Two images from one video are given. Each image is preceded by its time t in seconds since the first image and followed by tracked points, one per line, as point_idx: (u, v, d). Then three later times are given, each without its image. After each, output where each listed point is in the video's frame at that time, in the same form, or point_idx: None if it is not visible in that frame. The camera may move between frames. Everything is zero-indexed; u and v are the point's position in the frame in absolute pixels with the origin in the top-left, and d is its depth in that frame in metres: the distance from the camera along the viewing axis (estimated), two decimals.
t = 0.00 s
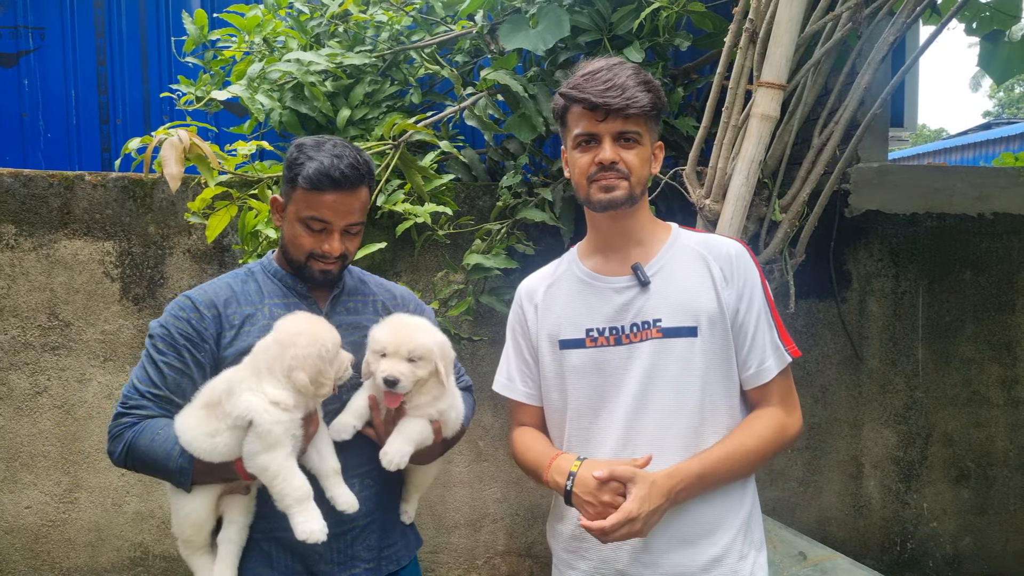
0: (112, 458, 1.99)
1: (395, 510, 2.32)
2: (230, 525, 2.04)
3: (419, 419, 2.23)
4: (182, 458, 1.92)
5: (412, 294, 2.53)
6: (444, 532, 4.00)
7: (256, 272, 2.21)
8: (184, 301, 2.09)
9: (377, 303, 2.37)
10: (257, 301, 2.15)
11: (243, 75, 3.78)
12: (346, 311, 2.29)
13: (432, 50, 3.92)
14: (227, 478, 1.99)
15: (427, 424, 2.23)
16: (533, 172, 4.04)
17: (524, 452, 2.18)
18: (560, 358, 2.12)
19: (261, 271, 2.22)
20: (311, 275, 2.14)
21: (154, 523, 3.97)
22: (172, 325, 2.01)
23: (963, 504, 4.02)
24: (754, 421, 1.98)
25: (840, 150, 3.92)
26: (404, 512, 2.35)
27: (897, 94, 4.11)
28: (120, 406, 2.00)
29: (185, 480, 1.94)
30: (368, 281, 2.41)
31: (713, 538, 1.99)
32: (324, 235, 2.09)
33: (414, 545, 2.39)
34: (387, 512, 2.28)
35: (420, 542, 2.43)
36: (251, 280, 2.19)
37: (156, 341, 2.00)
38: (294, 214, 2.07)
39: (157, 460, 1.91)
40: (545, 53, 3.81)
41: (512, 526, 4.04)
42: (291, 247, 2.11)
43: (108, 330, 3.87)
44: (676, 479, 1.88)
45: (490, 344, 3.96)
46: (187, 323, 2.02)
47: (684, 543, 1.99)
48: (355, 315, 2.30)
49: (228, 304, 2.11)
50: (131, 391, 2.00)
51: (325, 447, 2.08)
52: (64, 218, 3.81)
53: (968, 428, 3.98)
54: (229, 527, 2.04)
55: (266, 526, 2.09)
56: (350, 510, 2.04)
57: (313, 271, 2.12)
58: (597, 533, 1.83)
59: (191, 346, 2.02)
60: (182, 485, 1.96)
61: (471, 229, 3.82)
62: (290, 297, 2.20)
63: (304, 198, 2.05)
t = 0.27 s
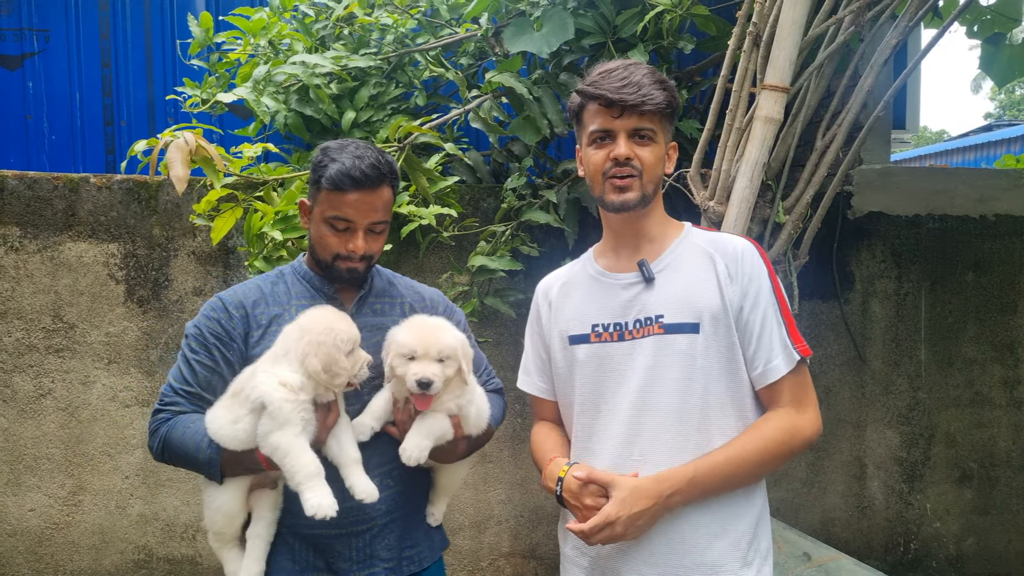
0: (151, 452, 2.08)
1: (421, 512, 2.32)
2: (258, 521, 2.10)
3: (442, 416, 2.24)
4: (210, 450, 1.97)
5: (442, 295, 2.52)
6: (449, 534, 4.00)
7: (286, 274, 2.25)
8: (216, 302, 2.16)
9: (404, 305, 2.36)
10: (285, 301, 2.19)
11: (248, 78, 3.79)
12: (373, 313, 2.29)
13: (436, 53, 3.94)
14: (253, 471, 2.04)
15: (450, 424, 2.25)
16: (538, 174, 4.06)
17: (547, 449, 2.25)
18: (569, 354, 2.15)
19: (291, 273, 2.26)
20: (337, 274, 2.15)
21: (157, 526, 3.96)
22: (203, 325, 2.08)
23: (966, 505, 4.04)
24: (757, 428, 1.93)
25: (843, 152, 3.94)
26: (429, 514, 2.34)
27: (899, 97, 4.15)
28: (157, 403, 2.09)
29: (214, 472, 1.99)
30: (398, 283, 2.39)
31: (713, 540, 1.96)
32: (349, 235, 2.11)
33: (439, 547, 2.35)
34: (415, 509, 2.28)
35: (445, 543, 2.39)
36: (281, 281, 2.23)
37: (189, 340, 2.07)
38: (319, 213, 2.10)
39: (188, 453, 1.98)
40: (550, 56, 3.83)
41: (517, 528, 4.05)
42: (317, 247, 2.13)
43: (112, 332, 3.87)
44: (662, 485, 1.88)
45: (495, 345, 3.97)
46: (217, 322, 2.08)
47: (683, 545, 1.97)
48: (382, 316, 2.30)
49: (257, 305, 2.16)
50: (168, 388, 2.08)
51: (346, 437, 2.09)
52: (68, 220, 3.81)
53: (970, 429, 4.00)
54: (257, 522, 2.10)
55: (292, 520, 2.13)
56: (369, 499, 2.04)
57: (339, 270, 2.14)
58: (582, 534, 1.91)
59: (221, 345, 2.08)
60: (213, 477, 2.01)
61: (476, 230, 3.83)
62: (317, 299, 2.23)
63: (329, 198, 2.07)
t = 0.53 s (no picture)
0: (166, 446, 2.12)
1: (432, 511, 2.31)
2: (266, 516, 2.12)
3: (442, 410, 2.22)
4: (221, 445, 2.00)
5: (457, 296, 2.49)
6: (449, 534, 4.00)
7: (299, 274, 2.25)
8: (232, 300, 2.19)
9: (417, 306, 2.34)
10: (297, 301, 2.20)
11: (249, 75, 3.77)
12: (384, 313, 2.30)
13: (438, 52, 3.94)
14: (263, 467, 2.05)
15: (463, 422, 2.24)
16: (539, 175, 4.07)
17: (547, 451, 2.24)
18: (564, 355, 2.16)
19: (305, 273, 2.25)
20: (350, 271, 2.14)
21: (155, 525, 3.94)
22: (217, 323, 2.12)
23: (961, 505, 4.07)
24: (794, 373, 1.81)
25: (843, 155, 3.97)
26: (441, 515, 2.34)
27: (898, 101, 4.18)
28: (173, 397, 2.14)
29: (225, 467, 2.02)
30: (412, 283, 2.38)
31: (696, 539, 1.90)
32: (360, 232, 2.11)
33: (450, 548, 2.34)
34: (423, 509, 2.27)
35: (457, 544, 2.37)
36: (294, 281, 2.23)
37: (204, 337, 2.11)
38: (328, 213, 2.11)
39: (201, 447, 2.01)
40: (551, 56, 3.84)
41: (516, 528, 4.06)
42: (329, 247, 2.13)
43: (110, 330, 3.85)
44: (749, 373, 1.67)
45: (495, 345, 3.97)
46: (229, 320, 2.11)
47: (665, 543, 1.92)
48: (393, 317, 2.30)
49: (270, 304, 2.17)
50: (183, 384, 2.13)
51: (354, 441, 2.11)
52: (67, 217, 3.79)
53: (966, 430, 4.04)
54: (265, 517, 2.12)
55: (301, 517, 2.13)
56: (373, 504, 2.05)
57: (352, 268, 2.13)
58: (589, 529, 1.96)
59: (233, 343, 2.11)
60: (224, 472, 2.04)
61: (477, 230, 3.83)
62: (328, 299, 2.22)
63: (337, 197, 2.08)
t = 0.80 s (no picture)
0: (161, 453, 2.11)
1: (430, 516, 2.32)
2: (265, 521, 2.11)
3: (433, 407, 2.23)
4: (221, 449, 2.00)
5: (452, 297, 2.50)
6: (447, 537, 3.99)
7: (294, 279, 2.26)
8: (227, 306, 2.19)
9: (412, 307, 2.36)
10: (293, 305, 2.20)
11: (250, 79, 3.79)
12: (379, 315, 2.30)
13: (439, 56, 3.95)
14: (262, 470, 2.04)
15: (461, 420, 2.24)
16: (539, 178, 4.04)
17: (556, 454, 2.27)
18: (561, 357, 2.16)
19: (300, 278, 2.26)
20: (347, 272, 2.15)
21: (154, 528, 3.93)
22: (214, 328, 2.12)
23: (962, 510, 4.06)
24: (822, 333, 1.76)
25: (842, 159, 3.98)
26: (440, 520, 2.35)
27: (897, 106, 4.20)
28: (168, 404, 2.13)
29: (224, 471, 2.01)
30: (405, 285, 2.40)
31: (685, 540, 1.90)
32: (354, 231, 2.12)
33: (450, 553, 2.36)
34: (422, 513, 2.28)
35: (455, 549, 2.38)
36: (290, 286, 2.24)
37: (201, 343, 2.11)
38: (321, 216, 2.13)
39: (199, 452, 2.00)
40: (552, 60, 3.85)
41: (515, 532, 4.05)
42: (324, 249, 2.14)
43: (110, 333, 3.85)
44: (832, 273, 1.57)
45: (495, 348, 3.97)
46: (227, 325, 2.12)
47: (655, 544, 1.91)
48: (387, 319, 2.31)
49: (265, 309, 2.18)
50: (179, 390, 2.12)
51: (354, 444, 2.10)
52: (67, 219, 3.79)
53: (967, 435, 4.03)
54: (264, 521, 2.11)
55: (299, 522, 2.13)
56: (375, 506, 2.04)
57: (348, 269, 2.14)
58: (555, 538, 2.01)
59: (230, 347, 2.11)
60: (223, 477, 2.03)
61: (477, 234, 3.82)
62: (323, 302, 2.23)
63: (329, 198, 2.10)
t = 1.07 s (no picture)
0: (132, 459, 2.05)
1: (413, 522, 2.33)
2: (246, 529, 2.07)
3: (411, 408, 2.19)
4: (201, 452, 1.97)
5: (434, 304, 2.52)
6: (440, 541, 3.98)
7: (274, 282, 2.29)
8: (205, 308, 2.19)
9: (393, 311, 2.38)
10: (274, 306, 2.22)
11: (247, 80, 3.78)
12: (360, 318, 2.33)
13: (436, 59, 3.95)
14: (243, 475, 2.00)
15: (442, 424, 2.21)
16: (535, 182, 4.03)
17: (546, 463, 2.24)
18: (562, 365, 2.16)
19: (279, 281, 2.29)
20: (331, 265, 2.19)
21: (145, 530, 3.91)
22: (193, 329, 2.11)
23: (953, 517, 4.08)
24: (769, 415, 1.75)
25: (838, 166, 4.00)
26: (421, 526, 2.35)
27: (891, 114, 4.22)
28: (142, 407, 2.09)
29: (202, 476, 1.98)
30: (385, 289, 2.43)
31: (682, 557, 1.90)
32: (338, 221, 2.18)
33: (430, 559, 2.36)
34: (406, 518, 2.30)
35: (437, 555, 2.40)
36: (270, 288, 2.27)
37: (178, 344, 2.09)
38: (306, 207, 2.19)
39: (176, 455, 1.97)
40: (549, 65, 3.86)
41: (508, 536, 4.04)
42: (308, 242, 2.19)
43: (103, 334, 3.83)
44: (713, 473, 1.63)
45: (489, 352, 3.96)
46: (207, 326, 2.11)
47: (651, 559, 1.93)
48: (368, 322, 2.33)
49: (245, 310, 2.18)
50: (154, 392, 2.09)
51: (341, 451, 2.10)
52: (61, 219, 3.77)
53: (958, 442, 4.05)
54: (245, 530, 2.07)
55: (279, 528, 2.13)
56: (361, 512, 2.04)
57: (332, 261, 2.18)
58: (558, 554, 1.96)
59: (210, 348, 2.10)
60: (201, 482, 1.99)
61: (472, 237, 3.84)
62: (306, 304, 2.26)
63: (314, 188, 2.17)
